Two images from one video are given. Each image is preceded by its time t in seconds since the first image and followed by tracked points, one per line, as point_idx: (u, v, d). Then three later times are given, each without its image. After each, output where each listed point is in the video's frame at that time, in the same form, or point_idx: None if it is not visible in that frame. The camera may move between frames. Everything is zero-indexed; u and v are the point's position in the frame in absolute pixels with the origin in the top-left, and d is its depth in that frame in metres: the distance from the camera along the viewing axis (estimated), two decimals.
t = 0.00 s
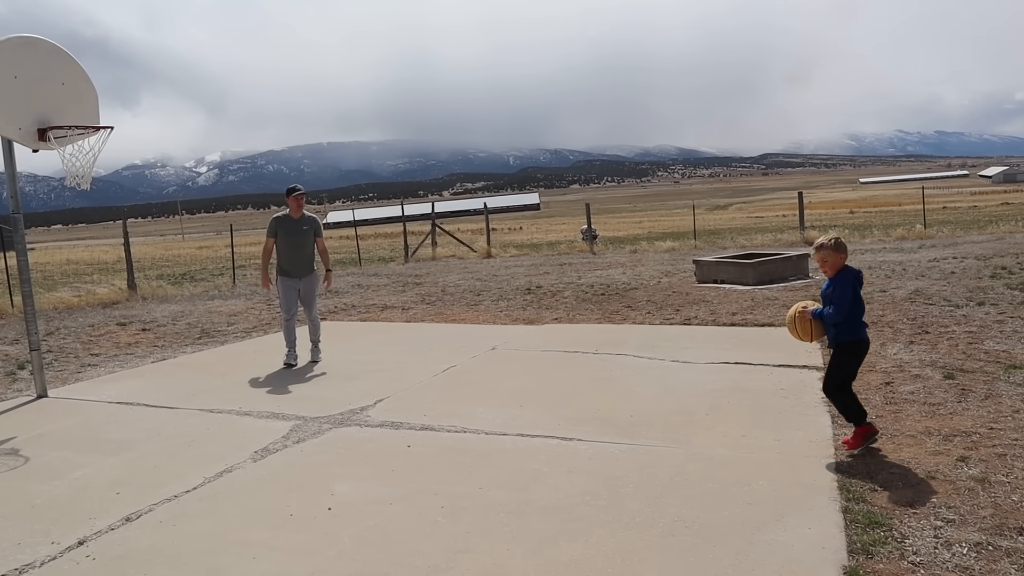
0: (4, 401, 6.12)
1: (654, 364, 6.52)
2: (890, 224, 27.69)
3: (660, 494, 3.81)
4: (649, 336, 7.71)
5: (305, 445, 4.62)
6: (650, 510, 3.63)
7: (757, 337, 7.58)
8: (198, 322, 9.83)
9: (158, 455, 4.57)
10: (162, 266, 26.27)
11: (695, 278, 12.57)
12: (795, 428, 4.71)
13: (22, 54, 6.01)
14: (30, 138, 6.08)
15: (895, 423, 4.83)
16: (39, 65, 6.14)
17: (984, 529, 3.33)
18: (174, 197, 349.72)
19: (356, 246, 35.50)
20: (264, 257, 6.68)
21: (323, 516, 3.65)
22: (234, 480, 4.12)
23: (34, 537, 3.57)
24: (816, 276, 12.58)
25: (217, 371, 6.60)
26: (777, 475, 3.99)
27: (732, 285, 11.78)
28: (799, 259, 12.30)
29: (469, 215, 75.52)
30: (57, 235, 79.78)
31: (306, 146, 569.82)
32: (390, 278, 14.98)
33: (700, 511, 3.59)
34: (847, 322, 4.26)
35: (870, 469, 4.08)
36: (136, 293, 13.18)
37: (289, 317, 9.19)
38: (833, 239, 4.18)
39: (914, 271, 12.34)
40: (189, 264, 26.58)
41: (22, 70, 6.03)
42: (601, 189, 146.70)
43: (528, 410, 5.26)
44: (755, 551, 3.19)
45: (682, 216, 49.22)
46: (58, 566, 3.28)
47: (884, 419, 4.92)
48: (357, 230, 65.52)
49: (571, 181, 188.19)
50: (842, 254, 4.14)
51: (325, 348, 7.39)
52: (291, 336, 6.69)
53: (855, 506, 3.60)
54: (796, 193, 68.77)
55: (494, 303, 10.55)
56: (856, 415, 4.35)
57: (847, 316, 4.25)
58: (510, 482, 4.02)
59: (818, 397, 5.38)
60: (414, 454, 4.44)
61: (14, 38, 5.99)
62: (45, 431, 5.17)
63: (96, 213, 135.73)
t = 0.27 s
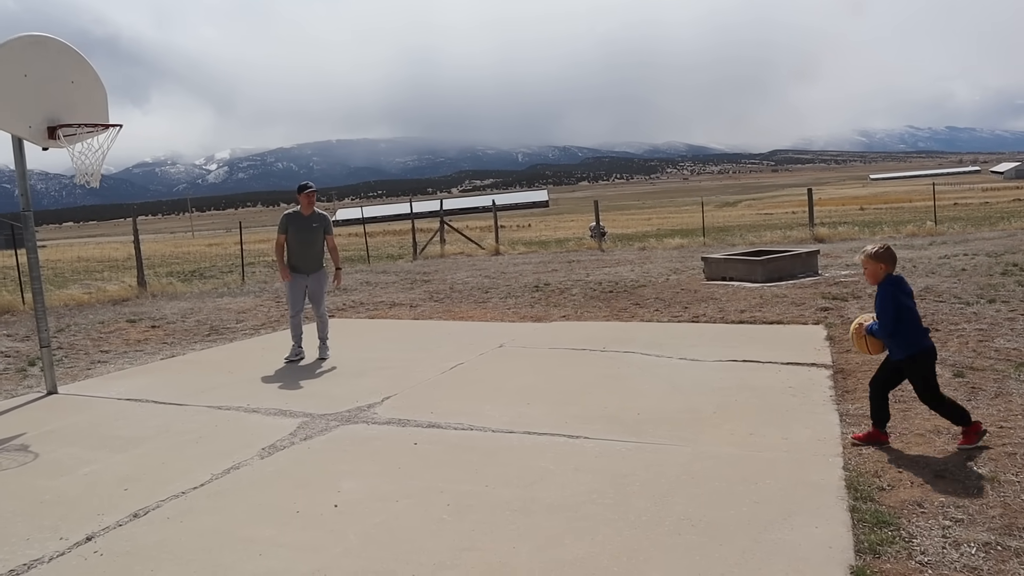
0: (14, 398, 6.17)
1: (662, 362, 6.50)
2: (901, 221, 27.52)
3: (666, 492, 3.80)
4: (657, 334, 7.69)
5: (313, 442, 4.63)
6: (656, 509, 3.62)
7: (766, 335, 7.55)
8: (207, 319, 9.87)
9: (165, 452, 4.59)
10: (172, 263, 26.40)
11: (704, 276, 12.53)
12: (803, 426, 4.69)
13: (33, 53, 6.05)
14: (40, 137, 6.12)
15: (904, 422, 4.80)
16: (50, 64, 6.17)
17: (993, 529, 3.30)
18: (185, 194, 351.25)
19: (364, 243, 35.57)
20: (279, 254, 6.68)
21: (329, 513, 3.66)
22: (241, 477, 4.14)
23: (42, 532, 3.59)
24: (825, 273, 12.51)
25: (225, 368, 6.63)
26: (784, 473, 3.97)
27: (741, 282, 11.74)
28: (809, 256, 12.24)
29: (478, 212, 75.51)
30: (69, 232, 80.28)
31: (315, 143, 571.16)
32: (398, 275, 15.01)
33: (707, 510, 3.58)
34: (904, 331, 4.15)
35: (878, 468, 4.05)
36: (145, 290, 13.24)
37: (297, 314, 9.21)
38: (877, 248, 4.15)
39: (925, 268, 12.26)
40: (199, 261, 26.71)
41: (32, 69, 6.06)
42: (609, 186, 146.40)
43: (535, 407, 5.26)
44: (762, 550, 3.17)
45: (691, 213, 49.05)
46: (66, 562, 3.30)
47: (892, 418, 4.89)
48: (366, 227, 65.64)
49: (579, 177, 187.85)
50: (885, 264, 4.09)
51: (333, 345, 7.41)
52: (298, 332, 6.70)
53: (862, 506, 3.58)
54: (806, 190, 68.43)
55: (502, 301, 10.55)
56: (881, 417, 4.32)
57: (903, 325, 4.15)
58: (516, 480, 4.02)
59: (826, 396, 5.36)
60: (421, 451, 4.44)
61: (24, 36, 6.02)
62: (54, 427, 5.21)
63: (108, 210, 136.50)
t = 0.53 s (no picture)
0: (22, 397, 6.19)
1: (668, 363, 6.48)
2: (908, 222, 27.41)
3: (673, 494, 3.78)
4: (664, 335, 7.67)
5: (318, 443, 4.63)
6: (662, 510, 3.60)
7: (773, 336, 7.52)
8: (214, 318, 9.89)
9: (171, 452, 4.59)
10: (179, 262, 26.48)
11: (710, 277, 12.50)
12: (810, 428, 4.66)
13: (40, 53, 6.06)
14: (46, 137, 6.14)
15: (911, 423, 4.77)
16: (57, 64, 6.18)
17: (1001, 532, 3.28)
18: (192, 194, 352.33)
19: (371, 243, 35.61)
20: (280, 255, 6.69)
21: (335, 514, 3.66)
22: (247, 477, 4.13)
23: (48, 532, 3.60)
24: (832, 274, 12.47)
25: (231, 368, 6.63)
26: (791, 476, 3.95)
27: (748, 283, 11.70)
28: (815, 257, 12.21)
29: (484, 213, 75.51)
30: (77, 231, 80.61)
31: (322, 143, 572.29)
32: (403, 275, 15.01)
33: (713, 512, 3.56)
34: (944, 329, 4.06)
35: (886, 471, 4.02)
36: (152, 290, 13.27)
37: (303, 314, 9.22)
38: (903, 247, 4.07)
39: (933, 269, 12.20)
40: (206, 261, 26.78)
41: (39, 69, 6.08)
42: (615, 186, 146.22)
43: (541, 408, 5.24)
44: (768, 553, 3.15)
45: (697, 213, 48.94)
46: (72, 561, 3.30)
47: (900, 419, 4.86)
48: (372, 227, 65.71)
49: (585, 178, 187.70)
50: (913, 265, 4.01)
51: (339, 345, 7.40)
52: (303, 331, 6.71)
53: (869, 508, 3.56)
54: (813, 191, 68.23)
55: (508, 301, 10.54)
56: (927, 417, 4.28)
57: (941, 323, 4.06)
58: (522, 481, 4.01)
59: (834, 398, 5.33)
60: (426, 452, 4.44)
61: (31, 36, 6.03)
62: (61, 426, 5.22)
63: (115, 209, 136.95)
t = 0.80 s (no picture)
0: (36, 396, 6.23)
1: (679, 364, 6.45)
2: (922, 223, 27.23)
3: (684, 494, 3.76)
4: (675, 335, 7.64)
5: (329, 442, 4.63)
6: (673, 511, 3.58)
7: (784, 337, 7.48)
8: (226, 318, 9.93)
9: (184, 450, 4.61)
10: (192, 262, 26.59)
11: (722, 277, 12.44)
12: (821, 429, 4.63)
13: (54, 55, 6.12)
14: (60, 138, 6.19)
15: (924, 425, 4.73)
16: (71, 66, 6.23)
17: (1016, 535, 3.24)
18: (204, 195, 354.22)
19: (382, 243, 35.66)
20: (284, 256, 6.70)
21: (346, 513, 3.66)
22: (259, 476, 4.14)
23: (62, 530, 3.62)
24: (845, 275, 12.39)
25: (243, 368, 6.65)
26: (804, 477, 3.92)
27: (760, 283, 11.64)
28: (828, 257, 12.14)
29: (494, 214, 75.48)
30: (90, 232, 81.14)
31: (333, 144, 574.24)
32: (414, 275, 15.03)
33: (725, 513, 3.54)
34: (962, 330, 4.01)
35: (899, 472, 3.99)
36: (165, 290, 13.34)
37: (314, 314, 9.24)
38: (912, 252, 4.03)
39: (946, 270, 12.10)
40: (218, 261, 26.87)
41: (53, 71, 6.14)
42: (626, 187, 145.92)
43: (551, 408, 5.23)
44: (780, 554, 3.13)
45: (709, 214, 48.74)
46: (85, 559, 3.32)
47: (913, 421, 4.82)
48: (383, 228, 65.81)
49: (596, 179, 187.45)
50: (921, 270, 3.97)
51: (350, 345, 7.41)
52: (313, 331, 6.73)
53: (882, 510, 3.53)
54: (824, 192, 67.88)
55: (519, 301, 10.53)
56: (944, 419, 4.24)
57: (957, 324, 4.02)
58: (533, 481, 4.00)
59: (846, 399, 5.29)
60: (436, 452, 4.43)
61: (46, 38, 6.09)
62: (75, 425, 5.24)
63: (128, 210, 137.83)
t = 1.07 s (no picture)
0: (47, 392, 6.26)
1: (688, 361, 6.43)
2: (933, 220, 27.06)
3: (693, 492, 3.75)
4: (684, 333, 7.62)
5: (338, 439, 4.64)
6: (683, 509, 3.57)
7: (793, 335, 7.45)
8: (235, 316, 9.95)
9: (194, 447, 4.62)
10: (201, 260, 26.66)
11: (730, 275, 12.40)
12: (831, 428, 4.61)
13: (64, 52, 6.13)
14: (71, 135, 6.22)
15: (935, 424, 4.70)
16: (81, 63, 6.24)
17: None
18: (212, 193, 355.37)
19: (390, 241, 35.67)
20: (291, 254, 6.74)
21: (355, 510, 3.66)
22: (268, 472, 4.15)
23: (73, 525, 3.64)
24: (854, 273, 12.32)
25: (252, 365, 6.67)
26: (814, 475, 3.90)
27: (768, 281, 11.59)
28: (837, 255, 12.08)
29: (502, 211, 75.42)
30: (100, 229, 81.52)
31: (341, 142, 575.16)
32: (423, 272, 15.04)
33: (735, 511, 3.52)
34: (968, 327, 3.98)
35: (909, 471, 3.96)
36: (174, 287, 13.38)
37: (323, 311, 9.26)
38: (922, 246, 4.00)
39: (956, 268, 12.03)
40: (227, 259, 26.92)
41: (64, 69, 6.15)
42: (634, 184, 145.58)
43: (559, 406, 5.22)
44: (790, 553, 3.12)
45: (717, 211, 48.58)
46: (96, 554, 3.33)
47: (923, 420, 4.79)
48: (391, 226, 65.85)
49: (604, 176, 187.10)
50: (930, 264, 3.94)
51: (358, 342, 7.42)
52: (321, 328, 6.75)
53: (892, 509, 3.51)
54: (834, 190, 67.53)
55: (527, 299, 10.52)
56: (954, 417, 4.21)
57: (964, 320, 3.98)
58: (542, 479, 4.00)
59: (856, 397, 5.26)
60: (444, 449, 4.43)
61: (57, 36, 6.10)
62: (85, 422, 5.27)
63: (137, 208, 138.39)
